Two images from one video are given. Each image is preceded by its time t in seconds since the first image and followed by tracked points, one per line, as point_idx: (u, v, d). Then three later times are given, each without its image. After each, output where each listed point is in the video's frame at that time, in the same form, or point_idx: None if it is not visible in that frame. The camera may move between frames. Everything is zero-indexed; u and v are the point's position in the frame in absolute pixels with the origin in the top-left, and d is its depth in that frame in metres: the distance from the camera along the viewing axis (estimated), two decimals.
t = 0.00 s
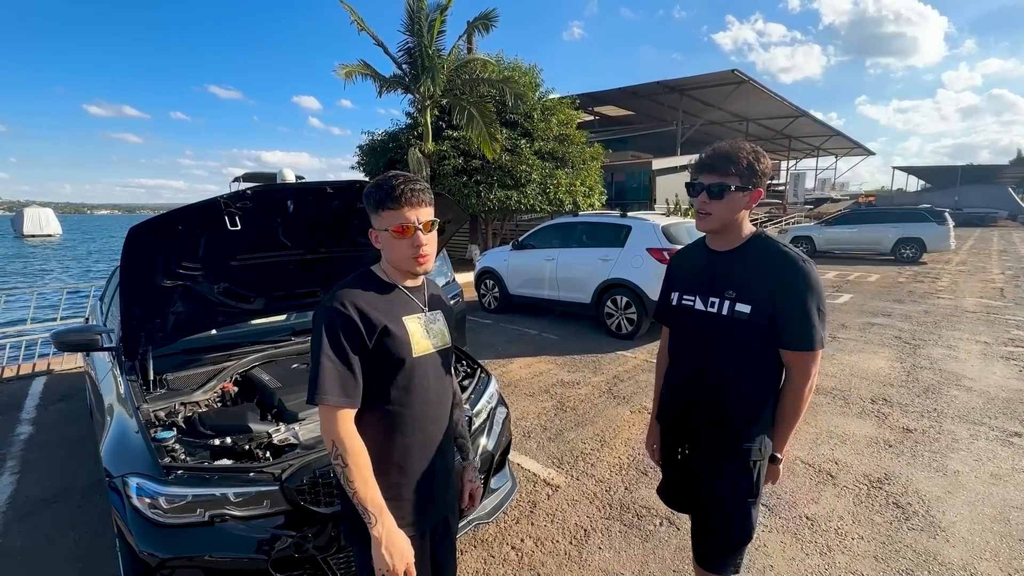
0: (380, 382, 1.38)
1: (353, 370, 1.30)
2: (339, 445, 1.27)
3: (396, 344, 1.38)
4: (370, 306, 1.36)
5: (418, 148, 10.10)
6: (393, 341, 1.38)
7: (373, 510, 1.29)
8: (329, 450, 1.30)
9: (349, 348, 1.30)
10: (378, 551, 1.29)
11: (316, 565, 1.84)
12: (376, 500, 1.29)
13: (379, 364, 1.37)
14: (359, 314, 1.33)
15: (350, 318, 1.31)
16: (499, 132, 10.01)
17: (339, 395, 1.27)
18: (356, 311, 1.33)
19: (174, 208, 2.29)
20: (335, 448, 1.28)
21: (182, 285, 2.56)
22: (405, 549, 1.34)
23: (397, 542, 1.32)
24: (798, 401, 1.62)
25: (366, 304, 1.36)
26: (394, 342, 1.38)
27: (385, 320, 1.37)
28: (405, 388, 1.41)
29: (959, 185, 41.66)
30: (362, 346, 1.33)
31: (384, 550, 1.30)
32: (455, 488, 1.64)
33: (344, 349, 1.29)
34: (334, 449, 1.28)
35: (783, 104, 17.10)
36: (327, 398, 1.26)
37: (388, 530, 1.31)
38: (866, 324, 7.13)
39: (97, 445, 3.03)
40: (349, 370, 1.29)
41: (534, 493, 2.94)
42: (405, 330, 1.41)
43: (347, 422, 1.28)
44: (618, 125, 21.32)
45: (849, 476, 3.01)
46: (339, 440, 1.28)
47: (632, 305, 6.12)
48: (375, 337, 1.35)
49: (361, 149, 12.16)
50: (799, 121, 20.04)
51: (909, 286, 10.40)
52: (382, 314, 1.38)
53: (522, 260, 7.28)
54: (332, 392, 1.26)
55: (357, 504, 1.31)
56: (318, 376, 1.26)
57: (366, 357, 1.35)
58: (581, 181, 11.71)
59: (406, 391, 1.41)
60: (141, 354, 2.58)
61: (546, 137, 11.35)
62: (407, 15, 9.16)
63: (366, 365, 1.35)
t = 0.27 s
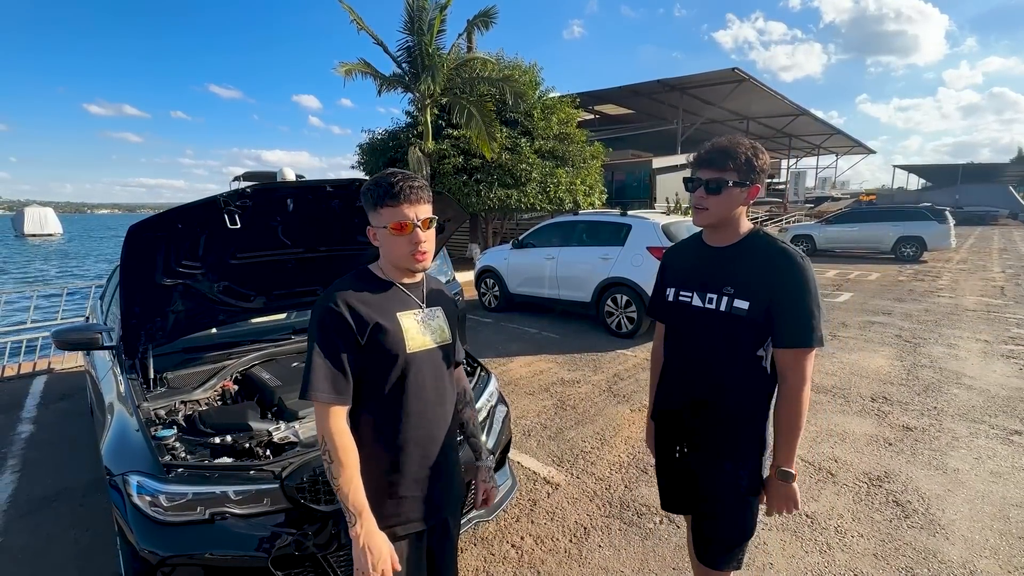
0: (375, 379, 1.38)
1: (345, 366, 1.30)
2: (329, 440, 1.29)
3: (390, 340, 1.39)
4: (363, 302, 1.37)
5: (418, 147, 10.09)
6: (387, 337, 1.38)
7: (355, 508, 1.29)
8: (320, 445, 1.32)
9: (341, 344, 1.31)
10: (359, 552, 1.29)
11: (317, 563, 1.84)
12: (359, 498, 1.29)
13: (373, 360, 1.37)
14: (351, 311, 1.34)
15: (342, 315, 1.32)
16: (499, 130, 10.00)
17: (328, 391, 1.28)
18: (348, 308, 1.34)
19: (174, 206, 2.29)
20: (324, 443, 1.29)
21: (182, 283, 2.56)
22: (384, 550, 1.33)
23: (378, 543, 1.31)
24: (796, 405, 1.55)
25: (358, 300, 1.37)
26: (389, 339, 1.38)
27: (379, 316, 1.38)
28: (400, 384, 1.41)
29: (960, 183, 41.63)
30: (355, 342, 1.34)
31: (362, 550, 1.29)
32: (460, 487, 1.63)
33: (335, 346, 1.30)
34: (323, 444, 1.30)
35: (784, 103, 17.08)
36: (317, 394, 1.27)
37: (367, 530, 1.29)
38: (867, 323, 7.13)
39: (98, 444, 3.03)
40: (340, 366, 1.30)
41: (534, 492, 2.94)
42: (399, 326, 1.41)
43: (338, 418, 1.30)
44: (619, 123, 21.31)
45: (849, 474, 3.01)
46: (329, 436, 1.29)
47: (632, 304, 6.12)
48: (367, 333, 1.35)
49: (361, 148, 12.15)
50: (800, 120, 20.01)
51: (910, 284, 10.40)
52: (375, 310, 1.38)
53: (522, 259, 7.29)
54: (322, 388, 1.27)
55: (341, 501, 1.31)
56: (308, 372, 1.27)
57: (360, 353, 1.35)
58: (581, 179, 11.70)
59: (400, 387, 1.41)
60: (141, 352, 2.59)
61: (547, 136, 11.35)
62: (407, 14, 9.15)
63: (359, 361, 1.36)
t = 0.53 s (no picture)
0: (377, 378, 1.38)
1: (347, 367, 1.30)
2: (331, 442, 1.28)
3: (391, 339, 1.39)
4: (363, 302, 1.37)
5: (417, 145, 10.09)
6: (388, 337, 1.38)
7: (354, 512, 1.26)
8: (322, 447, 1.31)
9: (342, 345, 1.30)
10: (357, 557, 1.25)
11: (318, 560, 1.84)
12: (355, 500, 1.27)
13: (375, 360, 1.37)
14: (351, 311, 1.34)
15: (342, 316, 1.32)
16: (498, 129, 9.99)
17: (330, 392, 1.27)
18: (348, 308, 1.34)
19: (174, 205, 2.28)
20: (325, 444, 1.28)
21: (182, 282, 2.56)
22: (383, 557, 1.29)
23: (376, 548, 1.28)
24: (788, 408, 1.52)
25: (358, 300, 1.36)
26: (390, 338, 1.38)
27: (379, 316, 1.38)
28: (401, 382, 1.41)
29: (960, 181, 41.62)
30: (356, 342, 1.33)
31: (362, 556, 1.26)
32: (465, 483, 1.64)
33: (337, 346, 1.30)
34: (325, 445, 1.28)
35: (784, 100, 17.06)
36: (320, 395, 1.26)
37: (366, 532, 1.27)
38: (866, 321, 7.14)
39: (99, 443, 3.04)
40: (342, 367, 1.30)
41: (535, 489, 2.95)
42: (400, 325, 1.41)
43: (340, 418, 1.29)
44: (618, 121, 21.29)
45: (849, 471, 3.02)
46: (329, 438, 1.28)
47: (632, 302, 6.12)
48: (369, 333, 1.35)
49: (360, 146, 12.15)
50: (800, 118, 19.99)
51: (909, 282, 10.40)
52: (376, 309, 1.38)
53: (522, 257, 7.29)
54: (324, 389, 1.26)
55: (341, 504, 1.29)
56: (310, 373, 1.26)
57: (361, 353, 1.35)
58: (581, 178, 11.70)
59: (402, 386, 1.42)
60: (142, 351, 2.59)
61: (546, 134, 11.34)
62: (406, 12, 9.13)
63: (361, 361, 1.36)
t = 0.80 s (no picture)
0: (389, 376, 1.38)
1: (360, 366, 1.29)
2: (356, 440, 1.28)
3: (402, 337, 1.38)
4: (373, 301, 1.35)
5: (416, 143, 10.07)
6: (399, 334, 1.38)
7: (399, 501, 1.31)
8: (345, 446, 1.31)
9: (355, 344, 1.29)
10: (409, 539, 1.31)
11: (320, 556, 1.88)
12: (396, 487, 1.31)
13: (385, 357, 1.37)
14: (362, 310, 1.32)
15: (354, 315, 1.30)
16: (498, 126, 9.98)
17: (349, 392, 1.27)
18: (359, 307, 1.32)
19: (174, 203, 2.28)
20: (350, 443, 1.28)
21: (182, 280, 2.57)
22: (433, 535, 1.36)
23: (426, 529, 1.34)
24: (768, 404, 1.52)
25: (367, 298, 1.35)
26: (400, 335, 1.38)
27: (388, 313, 1.37)
28: (412, 379, 1.41)
29: (959, 178, 41.64)
30: (368, 340, 1.32)
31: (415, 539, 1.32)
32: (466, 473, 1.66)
33: (350, 346, 1.29)
34: (351, 445, 1.29)
35: (783, 98, 17.05)
36: (338, 396, 1.25)
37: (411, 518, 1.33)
38: (865, 318, 7.16)
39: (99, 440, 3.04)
40: (356, 365, 1.29)
41: (535, 486, 2.96)
42: (409, 322, 1.41)
43: (360, 418, 1.28)
44: (618, 118, 21.25)
45: (847, 467, 3.03)
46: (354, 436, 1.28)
47: (631, 299, 6.13)
48: (380, 331, 1.35)
49: (359, 144, 12.13)
50: (799, 115, 19.97)
51: (908, 279, 10.42)
52: (386, 307, 1.37)
53: (522, 254, 7.29)
54: (342, 389, 1.26)
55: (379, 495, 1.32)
56: (326, 375, 1.25)
57: (373, 351, 1.34)
58: (580, 175, 11.69)
59: (413, 382, 1.42)
60: (143, 349, 2.59)
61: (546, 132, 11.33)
62: (405, 9, 9.11)
63: (374, 360, 1.35)
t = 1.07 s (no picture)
0: (390, 373, 1.39)
1: (359, 364, 1.29)
2: (343, 438, 1.28)
3: (402, 332, 1.39)
4: (373, 297, 1.35)
5: (415, 139, 10.06)
6: (399, 330, 1.38)
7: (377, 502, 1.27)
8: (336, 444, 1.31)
9: (355, 342, 1.29)
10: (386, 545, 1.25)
11: (321, 549, 1.89)
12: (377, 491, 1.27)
13: (386, 354, 1.37)
14: (362, 307, 1.32)
15: (354, 313, 1.30)
16: (496, 122, 9.97)
17: (344, 391, 1.27)
18: (359, 305, 1.32)
19: (174, 198, 2.28)
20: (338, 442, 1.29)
21: (182, 275, 2.57)
22: (412, 543, 1.29)
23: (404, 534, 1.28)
24: (769, 398, 1.54)
25: (368, 295, 1.34)
26: (400, 331, 1.38)
27: (388, 310, 1.37)
28: (414, 374, 1.42)
29: (958, 174, 41.64)
30: (369, 338, 1.32)
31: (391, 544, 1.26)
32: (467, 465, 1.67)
33: (349, 345, 1.28)
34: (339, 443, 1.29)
35: (782, 93, 17.02)
36: (334, 396, 1.25)
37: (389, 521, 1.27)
38: (864, 313, 7.17)
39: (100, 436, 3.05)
40: (354, 364, 1.29)
41: (535, 480, 2.98)
42: (409, 317, 1.41)
43: (351, 417, 1.29)
44: (617, 114, 21.22)
45: (845, 461, 3.05)
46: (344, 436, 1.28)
47: (631, 295, 6.14)
48: (381, 328, 1.35)
49: (358, 141, 12.11)
50: (798, 110, 19.95)
51: (907, 274, 10.44)
52: (386, 304, 1.37)
53: (521, 251, 7.30)
54: (339, 389, 1.25)
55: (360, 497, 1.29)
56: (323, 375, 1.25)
57: (374, 349, 1.34)
58: (579, 172, 11.69)
59: (415, 376, 1.43)
60: (143, 345, 2.60)
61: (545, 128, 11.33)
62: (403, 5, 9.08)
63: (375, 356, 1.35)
